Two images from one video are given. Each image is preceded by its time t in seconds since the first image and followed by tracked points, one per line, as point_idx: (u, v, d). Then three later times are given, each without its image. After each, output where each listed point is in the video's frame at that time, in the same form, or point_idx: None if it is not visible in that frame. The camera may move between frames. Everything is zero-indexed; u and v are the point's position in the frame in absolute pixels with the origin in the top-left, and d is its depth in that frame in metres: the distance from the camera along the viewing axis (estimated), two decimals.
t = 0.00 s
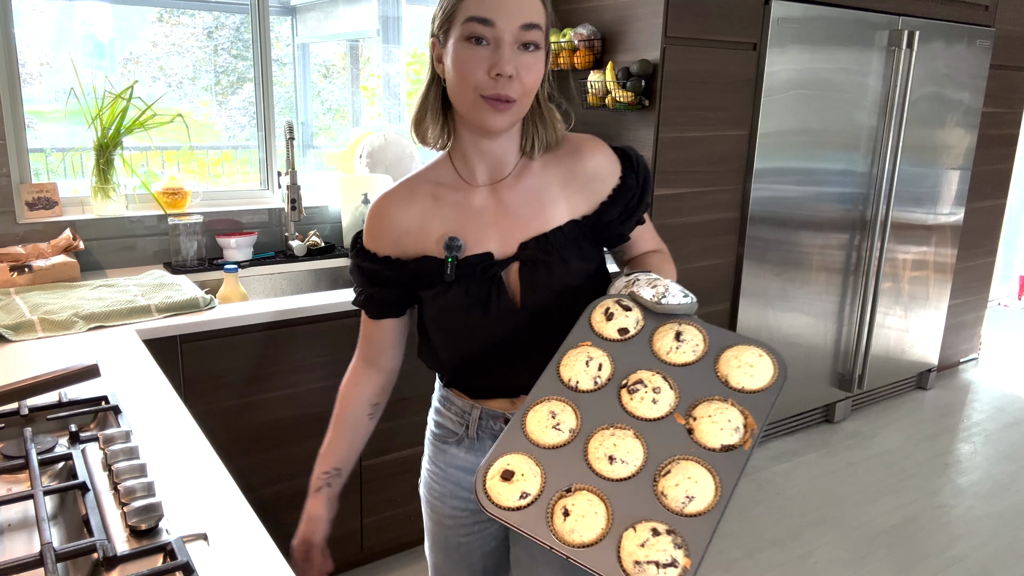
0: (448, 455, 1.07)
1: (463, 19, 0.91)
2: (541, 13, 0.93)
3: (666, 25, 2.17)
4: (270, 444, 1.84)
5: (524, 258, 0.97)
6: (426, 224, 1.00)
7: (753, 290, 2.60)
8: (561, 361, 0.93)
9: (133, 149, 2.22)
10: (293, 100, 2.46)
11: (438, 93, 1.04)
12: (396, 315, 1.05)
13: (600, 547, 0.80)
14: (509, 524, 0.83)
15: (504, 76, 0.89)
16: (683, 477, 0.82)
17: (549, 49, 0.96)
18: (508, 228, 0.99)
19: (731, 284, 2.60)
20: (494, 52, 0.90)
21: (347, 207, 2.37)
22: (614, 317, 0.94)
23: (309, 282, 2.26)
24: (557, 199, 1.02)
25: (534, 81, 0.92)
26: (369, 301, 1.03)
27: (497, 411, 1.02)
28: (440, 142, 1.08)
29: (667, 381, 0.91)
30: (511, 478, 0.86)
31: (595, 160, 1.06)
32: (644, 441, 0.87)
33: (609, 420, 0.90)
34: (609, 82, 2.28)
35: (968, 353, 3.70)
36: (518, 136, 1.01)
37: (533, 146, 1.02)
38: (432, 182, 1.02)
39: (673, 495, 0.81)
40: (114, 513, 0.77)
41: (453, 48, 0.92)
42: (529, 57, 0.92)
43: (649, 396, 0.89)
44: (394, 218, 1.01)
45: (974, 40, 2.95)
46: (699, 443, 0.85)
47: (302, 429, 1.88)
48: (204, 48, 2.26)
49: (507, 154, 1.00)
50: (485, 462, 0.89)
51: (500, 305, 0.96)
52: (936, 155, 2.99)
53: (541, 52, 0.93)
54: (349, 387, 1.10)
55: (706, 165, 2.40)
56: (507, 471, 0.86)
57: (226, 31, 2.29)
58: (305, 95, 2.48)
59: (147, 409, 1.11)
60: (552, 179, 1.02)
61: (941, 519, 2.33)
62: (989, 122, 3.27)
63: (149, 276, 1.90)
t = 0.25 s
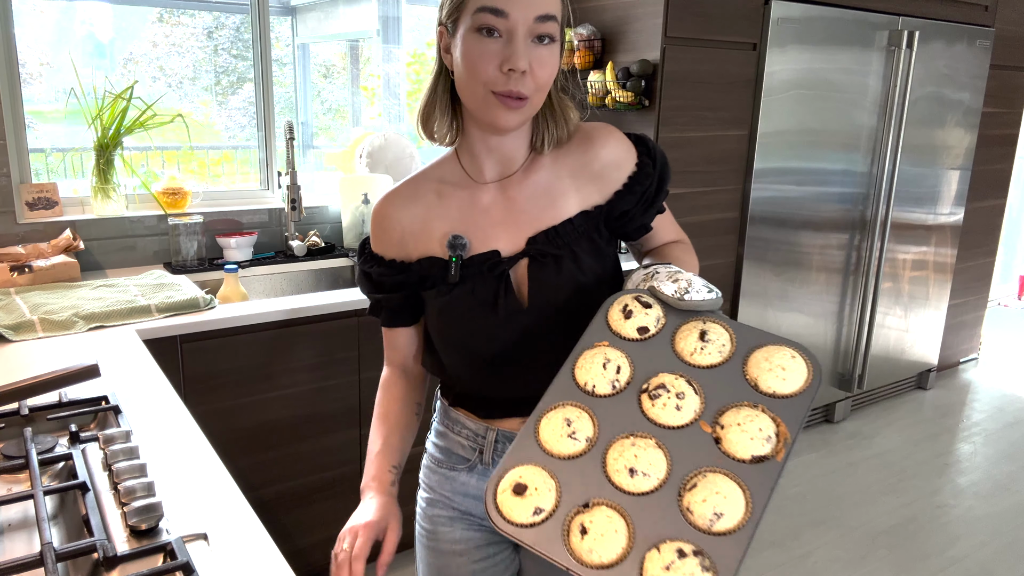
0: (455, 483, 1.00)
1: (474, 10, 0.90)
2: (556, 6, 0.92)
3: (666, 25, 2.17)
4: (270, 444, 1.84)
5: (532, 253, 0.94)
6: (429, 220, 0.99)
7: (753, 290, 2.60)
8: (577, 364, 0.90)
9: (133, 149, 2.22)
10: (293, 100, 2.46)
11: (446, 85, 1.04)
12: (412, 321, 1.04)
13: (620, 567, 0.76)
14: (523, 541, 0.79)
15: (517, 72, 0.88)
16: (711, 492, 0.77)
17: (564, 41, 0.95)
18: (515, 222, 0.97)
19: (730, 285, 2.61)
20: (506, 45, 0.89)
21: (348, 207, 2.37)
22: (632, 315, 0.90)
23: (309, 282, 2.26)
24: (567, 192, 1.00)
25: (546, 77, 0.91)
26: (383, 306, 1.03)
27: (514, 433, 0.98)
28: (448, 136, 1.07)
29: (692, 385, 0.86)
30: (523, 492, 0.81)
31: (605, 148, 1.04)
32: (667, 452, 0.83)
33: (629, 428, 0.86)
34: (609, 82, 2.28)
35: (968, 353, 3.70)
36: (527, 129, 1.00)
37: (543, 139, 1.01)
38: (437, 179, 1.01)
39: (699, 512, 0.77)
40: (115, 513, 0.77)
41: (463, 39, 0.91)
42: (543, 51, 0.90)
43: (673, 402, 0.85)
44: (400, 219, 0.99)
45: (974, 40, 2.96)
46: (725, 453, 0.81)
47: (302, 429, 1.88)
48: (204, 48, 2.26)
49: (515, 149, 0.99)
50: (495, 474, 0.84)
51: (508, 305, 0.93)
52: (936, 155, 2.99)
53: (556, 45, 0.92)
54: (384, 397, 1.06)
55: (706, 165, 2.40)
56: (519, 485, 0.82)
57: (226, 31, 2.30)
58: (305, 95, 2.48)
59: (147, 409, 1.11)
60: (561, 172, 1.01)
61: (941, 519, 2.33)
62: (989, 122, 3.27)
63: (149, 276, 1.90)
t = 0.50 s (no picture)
0: (457, 512, 0.98)
1: None
2: None
3: (666, 24, 2.17)
4: (270, 444, 1.84)
5: (538, 257, 0.95)
6: (424, 225, 0.97)
7: (754, 291, 2.60)
8: (588, 378, 0.89)
9: (133, 148, 2.22)
10: (293, 100, 2.46)
11: (436, 81, 1.03)
12: (390, 340, 0.97)
13: None
14: None
15: (512, 61, 0.87)
16: (743, 519, 0.75)
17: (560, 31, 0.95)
18: (516, 224, 0.98)
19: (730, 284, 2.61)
20: (501, 32, 0.88)
21: (348, 207, 2.37)
22: (646, 324, 0.90)
23: (309, 282, 2.26)
24: (566, 191, 1.02)
25: (543, 66, 0.90)
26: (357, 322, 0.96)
27: (519, 456, 0.97)
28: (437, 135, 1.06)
29: (714, 400, 0.85)
30: (538, 524, 0.79)
31: (606, 144, 1.07)
32: (693, 476, 0.81)
33: (649, 450, 0.85)
34: (609, 82, 2.28)
35: (968, 353, 3.70)
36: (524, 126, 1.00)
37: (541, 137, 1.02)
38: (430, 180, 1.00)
39: (731, 541, 0.75)
40: (115, 513, 0.77)
41: (457, 30, 0.89)
42: (540, 38, 0.90)
43: (695, 419, 0.83)
44: (387, 220, 0.97)
45: (974, 39, 2.95)
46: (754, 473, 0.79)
47: (303, 429, 1.88)
48: (204, 48, 2.26)
49: (511, 147, 0.99)
50: (506, 505, 0.82)
51: (516, 315, 0.93)
52: (936, 155, 2.99)
53: (553, 32, 0.92)
54: (347, 447, 0.96)
55: (706, 165, 2.40)
56: (534, 516, 0.80)
57: (226, 31, 2.29)
58: (305, 95, 2.48)
59: (147, 409, 1.11)
60: (559, 171, 1.03)
61: (941, 519, 2.33)
62: (989, 122, 3.27)
63: (149, 276, 1.90)
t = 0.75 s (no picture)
0: (428, 508, 0.92)
1: None
2: None
3: (666, 25, 2.16)
4: (270, 444, 1.84)
5: (521, 204, 0.87)
6: (383, 169, 0.85)
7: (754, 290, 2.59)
8: (584, 330, 0.83)
9: (133, 148, 2.22)
10: (293, 100, 2.49)
11: (389, 12, 0.92)
12: (359, 306, 0.83)
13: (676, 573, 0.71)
14: (558, 557, 0.72)
15: None
16: (769, 470, 0.73)
17: None
18: (489, 168, 0.89)
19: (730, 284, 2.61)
20: None
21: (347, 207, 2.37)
22: (640, 271, 0.84)
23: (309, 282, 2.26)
24: (540, 131, 0.94)
25: None
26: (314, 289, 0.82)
27: (498, 443, 0.91)
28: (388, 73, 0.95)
29: (721, 347, 0.83)
30: (549, 494, 0.74)
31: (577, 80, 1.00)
32: (707, 429, 0.79)
33: (659, 403, 0.81)
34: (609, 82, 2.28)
35: (968, 353, 3.70)
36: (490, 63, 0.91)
37: (509, 82, 0.94)
38: (386, 122, 0.88)
39: (757, 495, 0.73)
40: (115, 513, 0.77)
41: None
42: None
43: (705, 367, 0.81)
44: (336, 167, 0.84)
45: (974, 40, 2.95)
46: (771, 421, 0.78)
47: (302, 429, 1.88)
48: (204, 48, 2.26)
49: (479, 87, 0.92)
50: (511, 475, 0.76)
51: (506, 268, 0.84)
52: (936, 155, 2.99)
53: None
54: (333, 451, 0.85)
55: (706, 165, 2.40)
56: (543, 486, 0.75)
57: (226, 31, 2.29)
58: (304, 94, 2.52)
59: (147, 409, 1.11)
60: (531, 110, 0.95)
61: (941, 519, 2.33)
62: (989, 122, 3.27)
63: (149, 276, 1.90)
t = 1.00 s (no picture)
0: (412, 515, 0.94)
1: None
2: None
3: (666, 25, 2.16)
4: (270, 444, 1.84)
5: (497, 180, 0.89)
6: (354, 150, 0.84)
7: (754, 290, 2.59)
8: (555, 267, 0.90)
9: (133, 149, 2.22)
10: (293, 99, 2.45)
11: None
12: (335, 302, 0.82)
13: (646, 497, 0.77)
14: (524, 479, 0.76)
15: None
16: (749, 396, 0.82)
17: None
18: (460, 143, 0.91)
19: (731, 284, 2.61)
20: None
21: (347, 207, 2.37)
22: (614, 209, 0.93)
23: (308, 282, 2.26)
24: (510, 102, 0.97)
25: None
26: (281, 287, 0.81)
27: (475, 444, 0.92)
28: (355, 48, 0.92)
29: (695, 282, 0.93)
30: (516, 419, 0.79)
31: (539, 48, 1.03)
32: (680, 357, 0.87)
33: (633, 335, 0.90)
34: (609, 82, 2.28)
35: (968, 353, 3.70)
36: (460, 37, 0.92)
37: (477, 60, 0.94)
38: (350, 100, 0.87)
39: (736, 421, 0.81)
40: (115, 513, 0.77)
41: None
42: None
43: (680, 298, 0.90)
44: (300, 151, 0.82)
45: (974, 40, 2.95)
46: (748, 350, 0.87)
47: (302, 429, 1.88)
48: (204, 48, 2.26)
49: (449, 62, 0.92)
50: (477, 396, 0.81)
51: (488, 245, 0.86)
52: (936, 155, 2.99)
53: None
54: (316, 456, 0.85)
55: (706, 165, 2.40)
56: (510, 410, 0.80)
57: (226, 31, 2.29)
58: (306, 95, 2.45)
59: (147, 409, 1.11)
60: (500, 82, 0.97)
61: (941, 519, 2.33)
62: (989, 122, 3.27)
63: (148, 276, 1.90)
